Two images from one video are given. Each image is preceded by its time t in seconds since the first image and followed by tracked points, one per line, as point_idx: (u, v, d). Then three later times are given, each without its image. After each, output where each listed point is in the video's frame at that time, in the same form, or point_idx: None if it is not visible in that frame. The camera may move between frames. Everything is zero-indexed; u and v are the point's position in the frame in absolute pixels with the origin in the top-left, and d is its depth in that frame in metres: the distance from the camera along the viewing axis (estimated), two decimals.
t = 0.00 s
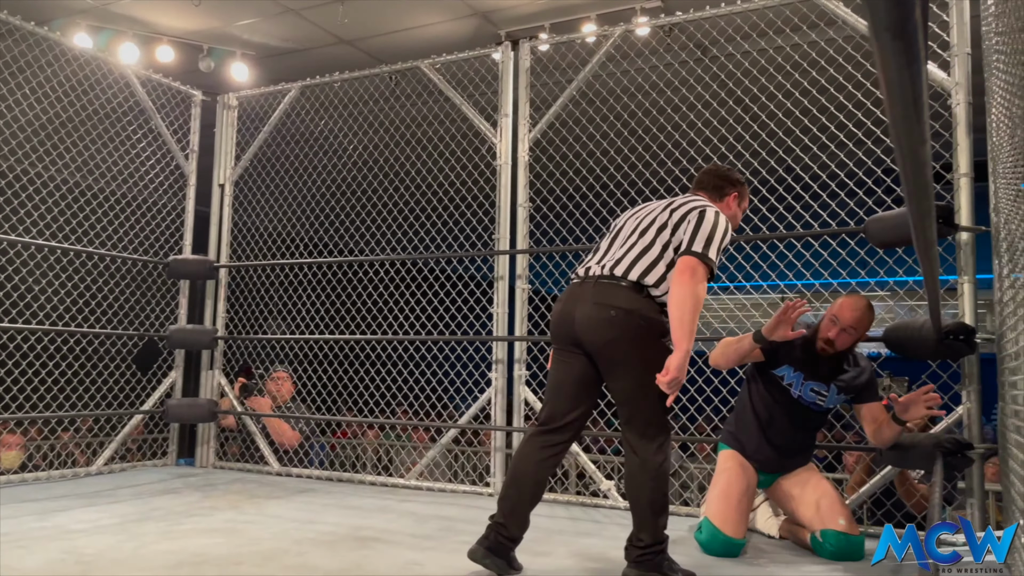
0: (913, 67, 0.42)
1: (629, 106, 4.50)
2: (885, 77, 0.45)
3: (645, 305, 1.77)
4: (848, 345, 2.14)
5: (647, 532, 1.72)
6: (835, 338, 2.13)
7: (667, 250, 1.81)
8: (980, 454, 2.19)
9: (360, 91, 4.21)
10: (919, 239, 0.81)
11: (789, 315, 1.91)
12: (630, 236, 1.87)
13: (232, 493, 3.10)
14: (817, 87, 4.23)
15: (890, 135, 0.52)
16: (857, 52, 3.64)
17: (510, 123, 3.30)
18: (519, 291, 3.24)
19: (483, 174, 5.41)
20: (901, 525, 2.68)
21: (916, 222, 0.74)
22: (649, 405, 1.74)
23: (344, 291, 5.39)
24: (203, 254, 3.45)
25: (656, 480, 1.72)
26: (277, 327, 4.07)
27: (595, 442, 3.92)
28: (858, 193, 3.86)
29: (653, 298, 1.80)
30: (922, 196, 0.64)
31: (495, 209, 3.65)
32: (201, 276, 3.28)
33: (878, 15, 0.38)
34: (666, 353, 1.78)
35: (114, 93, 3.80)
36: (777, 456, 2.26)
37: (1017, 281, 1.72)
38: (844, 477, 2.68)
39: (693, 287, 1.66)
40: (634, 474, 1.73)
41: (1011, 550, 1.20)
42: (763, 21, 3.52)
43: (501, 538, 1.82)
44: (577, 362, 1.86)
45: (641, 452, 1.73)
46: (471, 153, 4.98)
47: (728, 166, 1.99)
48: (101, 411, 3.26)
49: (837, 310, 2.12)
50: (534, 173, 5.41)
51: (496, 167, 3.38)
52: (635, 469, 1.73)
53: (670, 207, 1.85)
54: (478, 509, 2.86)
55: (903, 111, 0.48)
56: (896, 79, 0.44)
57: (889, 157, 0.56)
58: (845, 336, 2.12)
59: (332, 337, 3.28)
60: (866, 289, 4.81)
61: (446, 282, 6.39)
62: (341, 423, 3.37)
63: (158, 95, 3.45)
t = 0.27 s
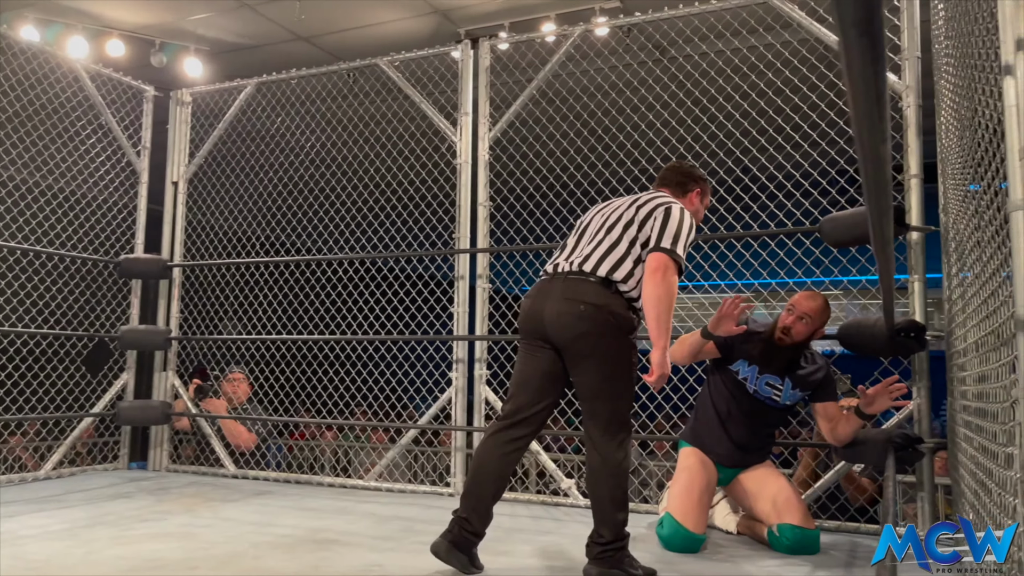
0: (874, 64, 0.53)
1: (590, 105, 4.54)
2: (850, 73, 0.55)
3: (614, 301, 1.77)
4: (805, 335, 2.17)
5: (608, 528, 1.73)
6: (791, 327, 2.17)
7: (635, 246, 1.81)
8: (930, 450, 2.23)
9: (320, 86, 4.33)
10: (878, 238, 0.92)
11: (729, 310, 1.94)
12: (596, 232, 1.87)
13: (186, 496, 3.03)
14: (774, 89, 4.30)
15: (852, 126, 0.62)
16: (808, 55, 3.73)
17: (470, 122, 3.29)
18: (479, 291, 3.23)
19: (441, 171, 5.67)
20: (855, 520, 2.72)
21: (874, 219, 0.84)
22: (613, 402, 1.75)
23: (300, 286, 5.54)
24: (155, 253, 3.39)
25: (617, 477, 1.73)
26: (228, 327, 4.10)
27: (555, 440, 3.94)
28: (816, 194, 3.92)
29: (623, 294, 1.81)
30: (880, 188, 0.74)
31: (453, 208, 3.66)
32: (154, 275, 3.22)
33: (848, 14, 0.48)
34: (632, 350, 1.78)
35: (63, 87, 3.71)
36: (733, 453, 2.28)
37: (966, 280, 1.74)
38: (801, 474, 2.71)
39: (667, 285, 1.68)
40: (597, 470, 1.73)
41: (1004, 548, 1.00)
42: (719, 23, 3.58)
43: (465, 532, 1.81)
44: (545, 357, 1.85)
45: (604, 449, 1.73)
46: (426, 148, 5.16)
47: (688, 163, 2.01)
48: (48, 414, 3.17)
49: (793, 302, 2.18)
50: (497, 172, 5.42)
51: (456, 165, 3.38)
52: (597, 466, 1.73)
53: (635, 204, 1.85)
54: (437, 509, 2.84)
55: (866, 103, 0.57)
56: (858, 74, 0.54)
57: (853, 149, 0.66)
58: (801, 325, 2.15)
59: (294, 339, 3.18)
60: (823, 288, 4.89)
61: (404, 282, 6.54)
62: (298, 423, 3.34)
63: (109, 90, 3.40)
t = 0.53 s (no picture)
0: (840, 68, 0.55)
1: (554, 107, 4.57)
2: (817, 77, 0.56)
3: (578, 301, 1.78)
4: (763, 336, 2.21)
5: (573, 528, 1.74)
6: (750, 328, 2.21)
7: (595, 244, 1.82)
8: (885, 447, 2.29)
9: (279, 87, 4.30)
10: (837, 240, 0.94)
11: (679, 302, 1.98)
12: (560, 229, 1.88)
13: (144, 502, 2.96)
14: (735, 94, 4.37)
15: (817, 130, 0.64)
16: (766, 60, 3.81)
17: (434, 122, 3.28)
18: (444, 292, 3.22)
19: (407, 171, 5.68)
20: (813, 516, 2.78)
21: (835, 221, 0.86)
22: (579, 403, 1.75)
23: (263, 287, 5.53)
24: (112, 254, 3.31)
25: (585, 478, 1.74)
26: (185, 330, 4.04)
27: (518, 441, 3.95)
28: (776, 196, 3.99)
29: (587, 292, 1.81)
30: (842, 192, 0.76)
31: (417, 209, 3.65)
32: (110, 277, 3.14)
33: (817, 20, 0.50)
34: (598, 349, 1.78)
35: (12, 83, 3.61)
36: (696, 453, 2.31)
37: (919, 283, 1.80)
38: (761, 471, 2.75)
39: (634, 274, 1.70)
40: (563, 473, 1.74)
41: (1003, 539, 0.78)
42: (680, 27, 3.64)
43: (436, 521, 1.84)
44: (518, 359, 1.88)
45: (570, 451, 1.74)
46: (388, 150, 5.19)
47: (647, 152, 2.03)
48: None
49: (754, 303, 2.23)
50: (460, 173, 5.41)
51: (420, 166, 3.37)
52: (564, 468, 1.74)
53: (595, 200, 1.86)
54: (402, 512, 2.82)
55: (832, 108, 0.60)
56: (824, 79, 0.56)
57: (817, 152, 0.68)
58: (760, 325, 2.20)
59: (247, 340, 3.20)
60: (781, 288, 4.99)
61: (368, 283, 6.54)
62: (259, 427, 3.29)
63: (62, 87, 3.31)
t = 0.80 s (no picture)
0: (802, 78, 0.56)
1: (524, 111, 4.58)
2: (779, 86, 0.58)
3: (520, 310, 1.79)
4: (733, 338, 2.23)
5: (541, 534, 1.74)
6: (720, 329, 2.23)
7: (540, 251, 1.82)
8: (851, 447, 2.33)
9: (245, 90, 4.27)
10: (802, 243, 0.96)
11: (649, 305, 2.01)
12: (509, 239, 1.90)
13: (109, 511, 2.90)
14: (703, 98, 4.42)
15: (781, 137, 0.65)
16: (734, 65, 3.86)
17: (405, 126, 3.26)
18: (415, 296, 3.20)
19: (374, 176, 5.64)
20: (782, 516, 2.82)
21: (799, 225, 0.88)
22: (536, 410, 1.75)
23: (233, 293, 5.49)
24: (75, 258, 3.24)
25: (546, 484, 1.74)
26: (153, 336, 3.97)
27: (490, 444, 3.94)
28: (745, 200, 4.03)
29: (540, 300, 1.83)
30: (806, 197, 0.77)
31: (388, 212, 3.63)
32: (74, 281, 3.07)
33: (779, 30, 0.51)
34: (549, 355, 1.78)
35: None
36: (666, 454, 2.33)
37: (884, 285, 1.83)
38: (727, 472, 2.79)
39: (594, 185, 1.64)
40: (526, 480, 1.74)
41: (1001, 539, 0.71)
42: (650, 32, 3.67)
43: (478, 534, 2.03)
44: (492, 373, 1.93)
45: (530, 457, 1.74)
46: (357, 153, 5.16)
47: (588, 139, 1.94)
48: None
49: (723, 305, 2.25)
50: (431, 176, 5.39)
51: (390, 169, 3.35)
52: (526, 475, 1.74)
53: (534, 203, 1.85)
54: (374, 517, 2.80)
55: (794, 117, 0.60)
56: (786, 88, 0.57)
57: (781, 158, 0.69)
58: (730, 327, 2.22)
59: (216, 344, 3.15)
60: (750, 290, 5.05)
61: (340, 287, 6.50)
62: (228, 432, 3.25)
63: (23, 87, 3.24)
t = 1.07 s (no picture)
0: (766, 81, 0.56)
1: (502, 114, 4.58)
2: (743, 90, 0.58)
3: (473, 311, 1.82)
4: (706, 338, 2.24)
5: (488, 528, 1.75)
6: (693, 329, 2.24)
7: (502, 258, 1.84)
8: (826, 448, 2.35)
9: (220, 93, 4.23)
10: (773, 245, 0.96)
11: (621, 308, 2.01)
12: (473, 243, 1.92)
13: (81, 518, 2.84)
14: (679, 103, 4.45)
15: (748, 141, 0.65)
16: (710, 70, 3.90)
17: (381, 129, 3.24)
18: (392, 299, 3.18)
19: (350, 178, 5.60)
20: (759, 516, 2.84)
21: (770, 228, 0.88)
22: (485, 407, 1.77)
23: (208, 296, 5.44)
24: (47, 262, 3.18)
25: (491, 479, 1.74)
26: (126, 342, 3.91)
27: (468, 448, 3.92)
28: (721, 202, 4.07)
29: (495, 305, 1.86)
30: (775, 199, 0.77)
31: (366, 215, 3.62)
32: (46, 285, 3.02)
33: (742, 40, 0.51)
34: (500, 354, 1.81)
35: None
36: (642, 457, 2.34)
37: (857, 287, 1.85)
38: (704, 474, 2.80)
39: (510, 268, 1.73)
40: (472, 475, 1.75)
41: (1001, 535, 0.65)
42: (626, 37, 3.69)
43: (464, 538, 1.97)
44: (444, 374, 1.95)
45: (477, 453, 1.75)
46: (333, 156, 5.13)
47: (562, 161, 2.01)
48: None
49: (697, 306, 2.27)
50: (408, 178, 5.37)
51: (367, 172, 3.33)
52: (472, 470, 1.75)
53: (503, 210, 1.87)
54: (351, 522, 2.77)
55: (759, 121, 0.60)
56: (752, 92, 0.57)
57: (750, 161, 0.69)
58: (702, 327, 2.23)
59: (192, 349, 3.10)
60: (727, 292, 5.09)
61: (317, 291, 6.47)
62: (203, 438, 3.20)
63: None
